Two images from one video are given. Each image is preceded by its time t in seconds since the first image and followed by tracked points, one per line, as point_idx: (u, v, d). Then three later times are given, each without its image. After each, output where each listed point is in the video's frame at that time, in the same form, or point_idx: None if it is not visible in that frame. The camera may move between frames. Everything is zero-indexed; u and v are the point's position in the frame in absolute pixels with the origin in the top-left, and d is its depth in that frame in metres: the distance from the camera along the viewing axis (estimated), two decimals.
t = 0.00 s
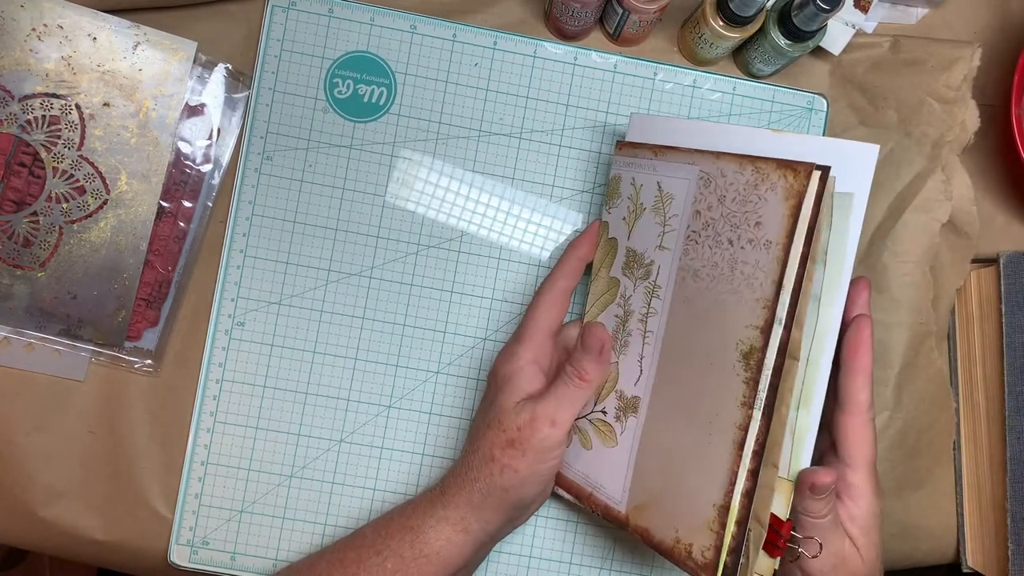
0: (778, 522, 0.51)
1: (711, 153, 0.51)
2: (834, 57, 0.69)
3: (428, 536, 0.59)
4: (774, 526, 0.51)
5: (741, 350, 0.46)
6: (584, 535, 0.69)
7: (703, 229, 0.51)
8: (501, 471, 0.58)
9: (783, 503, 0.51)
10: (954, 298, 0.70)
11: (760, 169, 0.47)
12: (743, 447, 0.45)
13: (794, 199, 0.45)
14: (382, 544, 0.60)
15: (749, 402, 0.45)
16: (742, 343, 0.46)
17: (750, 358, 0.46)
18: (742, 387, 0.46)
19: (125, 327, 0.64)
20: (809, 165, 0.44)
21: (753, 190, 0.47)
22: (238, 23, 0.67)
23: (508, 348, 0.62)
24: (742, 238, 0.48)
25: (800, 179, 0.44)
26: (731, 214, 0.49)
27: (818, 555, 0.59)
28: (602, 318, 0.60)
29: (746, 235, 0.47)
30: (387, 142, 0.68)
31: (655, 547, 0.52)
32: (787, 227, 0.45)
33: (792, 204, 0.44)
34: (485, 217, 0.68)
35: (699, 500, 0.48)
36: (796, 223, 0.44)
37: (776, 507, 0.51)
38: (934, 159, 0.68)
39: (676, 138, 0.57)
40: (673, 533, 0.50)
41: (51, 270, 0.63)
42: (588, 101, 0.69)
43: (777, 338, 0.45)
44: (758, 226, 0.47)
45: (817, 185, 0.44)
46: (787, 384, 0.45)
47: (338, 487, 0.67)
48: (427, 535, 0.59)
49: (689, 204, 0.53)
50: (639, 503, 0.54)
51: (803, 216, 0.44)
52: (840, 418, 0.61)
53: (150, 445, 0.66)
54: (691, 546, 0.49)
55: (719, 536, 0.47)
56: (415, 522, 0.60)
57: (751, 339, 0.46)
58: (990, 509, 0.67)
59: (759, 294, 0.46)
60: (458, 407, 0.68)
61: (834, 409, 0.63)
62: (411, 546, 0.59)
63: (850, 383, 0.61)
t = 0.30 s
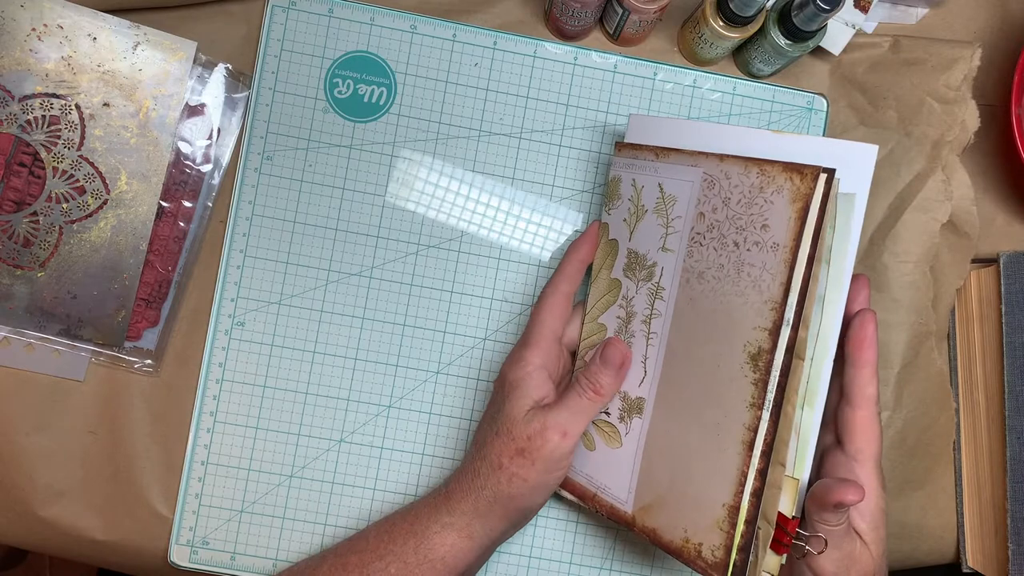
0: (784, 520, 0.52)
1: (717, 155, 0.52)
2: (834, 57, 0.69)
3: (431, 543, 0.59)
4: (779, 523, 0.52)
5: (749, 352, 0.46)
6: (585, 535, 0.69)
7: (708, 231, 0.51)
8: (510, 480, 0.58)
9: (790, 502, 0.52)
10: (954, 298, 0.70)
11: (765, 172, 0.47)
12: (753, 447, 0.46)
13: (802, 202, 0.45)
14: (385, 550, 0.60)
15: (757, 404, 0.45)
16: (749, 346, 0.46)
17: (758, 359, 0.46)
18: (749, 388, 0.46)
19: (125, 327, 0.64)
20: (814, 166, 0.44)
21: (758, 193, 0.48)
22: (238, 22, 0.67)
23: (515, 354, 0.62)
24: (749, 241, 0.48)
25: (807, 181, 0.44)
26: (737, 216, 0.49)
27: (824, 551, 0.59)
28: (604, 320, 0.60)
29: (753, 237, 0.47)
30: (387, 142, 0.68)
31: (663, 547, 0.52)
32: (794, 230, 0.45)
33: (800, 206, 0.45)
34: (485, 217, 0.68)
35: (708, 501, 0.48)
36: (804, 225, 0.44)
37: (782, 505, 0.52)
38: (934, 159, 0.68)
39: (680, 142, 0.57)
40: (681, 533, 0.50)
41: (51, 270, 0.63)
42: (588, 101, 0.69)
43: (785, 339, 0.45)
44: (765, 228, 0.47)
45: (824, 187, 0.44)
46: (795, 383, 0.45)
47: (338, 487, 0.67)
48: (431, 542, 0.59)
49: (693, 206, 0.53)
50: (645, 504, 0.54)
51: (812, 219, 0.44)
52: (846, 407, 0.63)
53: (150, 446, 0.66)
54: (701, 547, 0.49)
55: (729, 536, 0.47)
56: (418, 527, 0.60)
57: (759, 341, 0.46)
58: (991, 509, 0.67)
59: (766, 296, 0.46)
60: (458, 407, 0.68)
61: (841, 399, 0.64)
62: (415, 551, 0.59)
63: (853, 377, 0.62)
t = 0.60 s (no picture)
0: (790, 517, 0.52)
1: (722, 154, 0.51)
2: (834, 57, 0.69)
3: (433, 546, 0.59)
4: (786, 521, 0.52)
5: (757, 351, 0.46)
6: (585, 535, 0.69)
7: (714, 231, 0.51)
8: (515, 488, 0.58)
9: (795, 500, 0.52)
10: (954, 298, 0.70)
11: (772, 172, 0.47)
12: (763, 446, 0.46)
13: (810, 202, 0.45)
14: (388, 554, 0.60)
15: (766, 402, 0.46)
16: (758, 345, 0.46)
17: (766, 359, 0.46)
18: (759, 387, 0.46)
19: (125, 328, 0.64)
20: (822, 167, 0.45)
21: (765, 193, 0.48)
22: (238, 22, 0.67)
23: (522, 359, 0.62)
24: (756, 241, 0.48)
25: (815, 182, 0.45)
26: (744, 216, 0.49)
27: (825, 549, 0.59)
28: (606, 320, 0.60)
29: (760, 237, 0.48)
30: (387, 142, 0.68)
31: (672, 546, 0.52)
32: (802, 231, 0.45)
33: (808, 206, 0.45)
34: (485, 217, 0.68)
35: (718, 500, 0.48)
36: (813, 225, 0.45)
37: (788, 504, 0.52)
38: (934, 159, 0.68)
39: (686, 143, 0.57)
40: (691, 531, 0.50)
41: (51, 270, 0.63)
42: (588, 101, 0.69)
43: (793, 337, 0.45)
44: (773, 228, 0.47)
45: (832, 187, 0.44)
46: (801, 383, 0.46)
47: (338, 487, 0.67)
48: (435, 546, 0.59)
49: (698, 206, 0.53)
50: (652, 504, 0.54)
51: (820, 219, 0.45)
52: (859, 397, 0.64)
53: (150, 446, 0.66)
54: (711, 546, 0.49)
55: (740, 534, 0.47)
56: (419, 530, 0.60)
57: (768, 341, 0.46)
58: (991, 508, 0.67)
59: (775, 296, 0.46)
60: (458, 407, 0.68)
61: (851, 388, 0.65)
62: (419, 556, 0.59)
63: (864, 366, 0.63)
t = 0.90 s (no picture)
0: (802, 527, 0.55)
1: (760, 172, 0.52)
2: (834, 57, 0.69)
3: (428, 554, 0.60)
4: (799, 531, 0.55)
5: (798, 371, 0.49)
6: (585, 535, 0.69)
7: (748, 248, 0.52)
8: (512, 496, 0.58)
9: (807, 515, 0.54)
10: (954, 298, 0.70)
11: (813, 196, 0.50)
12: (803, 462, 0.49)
13: (855, 230, 0.48)
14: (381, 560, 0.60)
15: (806, 422, 0.49)
16: (799, 366, 0.49)
17: (807, 379, 0.49)
18: (799, 408, 0.49)
19: (125, 327, 0.64)
20: (869, 196, 0.48)
21: (807, 215, 0.50)
22: (238, 23, 0.67)
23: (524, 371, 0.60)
24: (795, 263, 0.50)
25: (862, 211, 0.48)
26: (782, 237, 0.51)
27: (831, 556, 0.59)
28: (616, 326, 0.57)
29: (801, 259, 0.50)
30: (387, 142, 0.68)
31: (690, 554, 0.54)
32: (847, 258, 0.48)
33: (854, 233, 0.48)
34: (485, 217, 0.68)
35: (750, 512, 0.51)
36: (858, 253, 0.48)
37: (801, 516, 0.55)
38: (934, 159, 0.68)
39: (695, 151, 0.54)
40: (716, 541, 0.53)
41: (50, 270, 0.63)
42: (588, 101, 0.69)
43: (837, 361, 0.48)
44: (814, 252, 0.49)
45: (877, 218, 0.48)
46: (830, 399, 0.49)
47: (338, 487, 0.67)
48: (428, 553, 0.60)
49: (730, 219, 0.53)
50: (669, 514, 0.55)
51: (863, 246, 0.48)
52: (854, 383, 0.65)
53: (150, 446, 0.66)
54: (738, 557, 0.52)
55: (772, 546, 0.51)
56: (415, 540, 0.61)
57: (808, 363, 0.49)
58: (991, 508, 0.67)
59: (817, 319, 0.49)
60: (458, 407, 0.68)
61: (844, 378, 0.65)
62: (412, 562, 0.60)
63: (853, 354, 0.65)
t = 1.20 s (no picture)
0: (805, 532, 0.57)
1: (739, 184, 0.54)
2: (834, 57, 0.69)
3: None
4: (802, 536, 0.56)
5: (788, 374, 0.50)
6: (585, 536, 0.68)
7: (731, 258, 0.53)
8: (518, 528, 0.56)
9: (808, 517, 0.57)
10: (954, 298, 0.70)
11: (795, 204, 0.51)
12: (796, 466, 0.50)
13: (837, 233, 0.50)
14: None
15: (800, 425, 0.50)
16: (787, 369, 0.50)
17: (797, 382, 0.50)
18: (790, 410, 0.50)
19: (125, 327, 0.64)
20: (849, 201, 0.50)
21: (789, 222, 0.52)
22: (238, 23, 0.67)
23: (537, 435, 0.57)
24: (780, 268, 0.51)
25: (843, 214, 0.50)
26: (765, 244, 0.52)
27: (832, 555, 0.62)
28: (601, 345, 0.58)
29: (786, 264, 0.51)
30: (387, 142, 0.68)
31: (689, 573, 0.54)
32: (831, 260, 0.50)
33: (836, 236, 0.50)
34: (485, 217, 0.68)
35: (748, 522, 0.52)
36: (841, 255, 0.50)
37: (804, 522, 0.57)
38: (934, 159, 0.68)
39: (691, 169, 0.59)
40: (715, 556, 0.53)
41: (50, 270, 0.63)
42: (588, 101, 0.69)
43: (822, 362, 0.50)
44: (798, 257, 0.51)
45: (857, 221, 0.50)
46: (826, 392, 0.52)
47: (338, 487, 0.67)
48: None
49: (712, 232, 0.54)
50: (665, 533, 0.54)
51: (845, 249, 0.50)
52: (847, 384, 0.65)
53: (150, 446, 0.66)
54: (738, 569, 0.52)
55: (771, 556, 0.51)
56: None
57: (798, 364, 0.50)
58: (991, 507, 0.67)
59: (805, 321, 0.50)
60: (458, 407, 0.68)
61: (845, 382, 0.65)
62: None
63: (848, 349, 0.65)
